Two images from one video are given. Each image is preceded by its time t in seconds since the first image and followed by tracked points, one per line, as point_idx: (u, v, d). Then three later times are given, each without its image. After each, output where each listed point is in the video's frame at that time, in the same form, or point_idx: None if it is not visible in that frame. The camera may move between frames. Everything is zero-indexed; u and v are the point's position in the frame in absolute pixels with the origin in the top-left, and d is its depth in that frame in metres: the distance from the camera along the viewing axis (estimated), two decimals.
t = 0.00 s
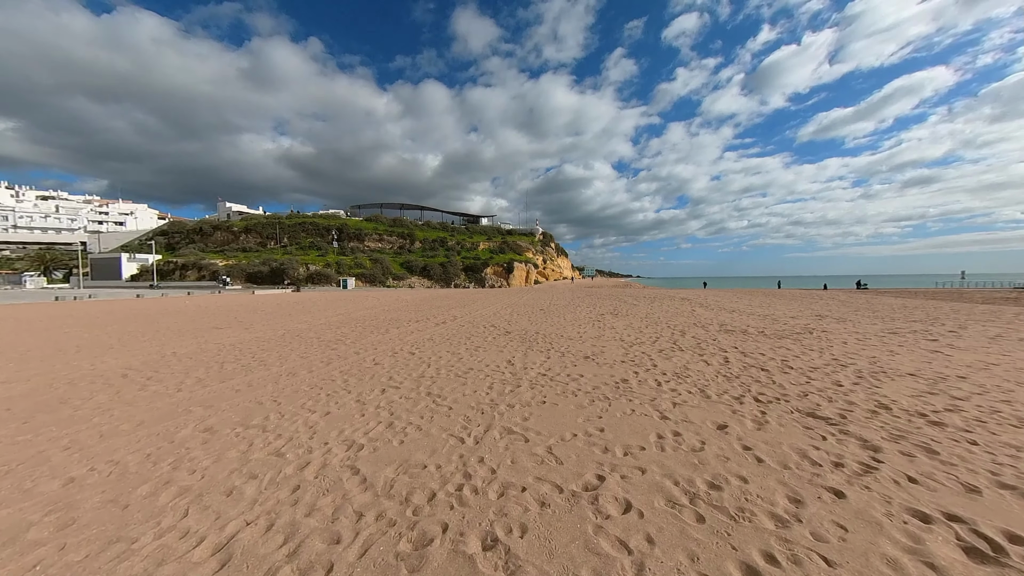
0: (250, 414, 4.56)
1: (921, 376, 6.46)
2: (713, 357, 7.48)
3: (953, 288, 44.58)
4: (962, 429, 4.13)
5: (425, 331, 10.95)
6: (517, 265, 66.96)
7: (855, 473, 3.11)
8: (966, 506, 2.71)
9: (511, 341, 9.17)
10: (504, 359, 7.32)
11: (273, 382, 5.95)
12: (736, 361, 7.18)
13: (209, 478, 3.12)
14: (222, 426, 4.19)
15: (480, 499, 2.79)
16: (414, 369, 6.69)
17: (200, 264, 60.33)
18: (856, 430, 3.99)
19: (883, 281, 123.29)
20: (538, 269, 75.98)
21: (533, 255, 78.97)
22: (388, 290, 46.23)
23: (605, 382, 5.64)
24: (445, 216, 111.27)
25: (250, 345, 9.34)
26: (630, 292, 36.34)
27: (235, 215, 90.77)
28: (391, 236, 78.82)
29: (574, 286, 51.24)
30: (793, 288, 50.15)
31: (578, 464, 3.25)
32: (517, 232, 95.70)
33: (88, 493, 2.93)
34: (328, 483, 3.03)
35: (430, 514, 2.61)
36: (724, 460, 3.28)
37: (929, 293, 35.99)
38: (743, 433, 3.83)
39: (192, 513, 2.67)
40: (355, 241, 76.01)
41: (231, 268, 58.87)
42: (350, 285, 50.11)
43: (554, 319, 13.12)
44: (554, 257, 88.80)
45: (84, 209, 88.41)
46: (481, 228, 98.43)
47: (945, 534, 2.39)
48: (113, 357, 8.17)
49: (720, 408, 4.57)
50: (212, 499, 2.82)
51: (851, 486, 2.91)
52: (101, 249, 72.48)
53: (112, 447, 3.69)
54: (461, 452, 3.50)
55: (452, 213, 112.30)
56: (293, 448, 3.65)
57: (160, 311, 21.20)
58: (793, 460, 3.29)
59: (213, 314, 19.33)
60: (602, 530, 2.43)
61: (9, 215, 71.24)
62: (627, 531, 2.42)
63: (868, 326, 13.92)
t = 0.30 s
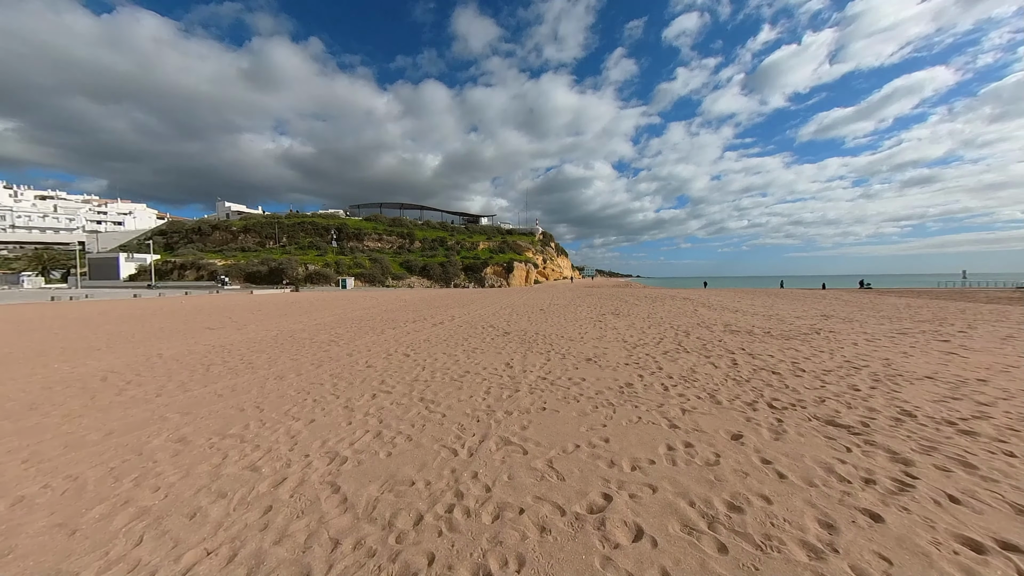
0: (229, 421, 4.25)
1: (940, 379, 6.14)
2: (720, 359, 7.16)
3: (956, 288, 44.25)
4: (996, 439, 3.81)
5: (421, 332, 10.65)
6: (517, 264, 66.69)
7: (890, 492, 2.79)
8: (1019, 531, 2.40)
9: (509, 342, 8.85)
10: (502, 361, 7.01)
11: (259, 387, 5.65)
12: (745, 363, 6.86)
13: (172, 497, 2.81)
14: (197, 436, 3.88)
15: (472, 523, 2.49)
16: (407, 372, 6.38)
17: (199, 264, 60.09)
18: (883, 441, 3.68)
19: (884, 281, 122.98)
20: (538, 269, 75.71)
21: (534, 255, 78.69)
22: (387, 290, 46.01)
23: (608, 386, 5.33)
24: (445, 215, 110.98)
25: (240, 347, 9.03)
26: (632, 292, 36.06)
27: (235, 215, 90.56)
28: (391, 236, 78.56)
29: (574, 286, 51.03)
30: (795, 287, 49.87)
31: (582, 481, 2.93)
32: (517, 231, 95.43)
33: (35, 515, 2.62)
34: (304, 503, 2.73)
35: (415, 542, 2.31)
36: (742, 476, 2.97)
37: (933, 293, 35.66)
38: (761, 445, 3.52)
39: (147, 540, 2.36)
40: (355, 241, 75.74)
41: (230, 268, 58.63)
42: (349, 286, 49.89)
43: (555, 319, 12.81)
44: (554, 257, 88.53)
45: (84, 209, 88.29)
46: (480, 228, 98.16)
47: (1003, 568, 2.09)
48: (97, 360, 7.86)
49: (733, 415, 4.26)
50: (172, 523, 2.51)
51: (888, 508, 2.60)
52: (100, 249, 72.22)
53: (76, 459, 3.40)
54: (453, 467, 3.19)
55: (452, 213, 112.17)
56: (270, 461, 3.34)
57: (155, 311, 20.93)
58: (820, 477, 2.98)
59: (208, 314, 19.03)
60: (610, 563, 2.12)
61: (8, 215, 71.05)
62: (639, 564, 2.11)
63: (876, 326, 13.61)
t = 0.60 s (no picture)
0: (197, 439, 3.89)
1: (964, 388, 5.77)
2: (729, 366, 6.80)
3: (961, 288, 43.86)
4: None
5: (417, 335, 10.29)
6: (517, 265, 66.34)
7: (939, 531, 2.43)
8: None
9: (507, 347, 8.49)
10: (499, 368, 6.64)
11: (238, 398, 5.28)
12: (755, 370, 6.49)
13: (112, 538, 2.44)
14: (159, 457, 3.52)
15: (458, 572, 2.14)
16: (398, 380, 6.02)
17: (197, 265, 59.75)
18: (918, 463, 3.31)
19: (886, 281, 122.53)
20: (538, 269, 75.41)
21: (534, 255, 78.37)
22: (386, 291, 45.70)
23: (612, 398, 4.96)
24: (444, 215, 110.60)
25: (227, 352, 8.67)
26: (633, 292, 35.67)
27: (233, 216, 90.21)
28: (390, 236, 78.20)
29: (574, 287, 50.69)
30: (797, 288, 49.47)
31: (585, 516, 2.58)
32: (517, 231, 95.07)
33: None
34: (264, 545, 2.37)
35: None
36: (767, 510, 2.62)
37: (938, 293, 35.25)
38: (784, 469, 3.15)
39: None
40: (354, 241, 75.41)
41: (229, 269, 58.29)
42: (348, 286, 49.59)
43: (555, 322, 12.45)
44: (554, 257, 88.22)
45: (82, 210, 88.01)
46: (480, 228, 97.82)
47: None
48: (74, 366, 7.49)
49: (749, 432, 3.90)
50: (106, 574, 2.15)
51: (941, 553, 2.24)
52: (98, 249, 71.92)
53: (17, 487, 3.04)
54: (440, 497, 2.84)
55: (452, 214, 112.03)
56: (234, 490, 2.99)
57: (148, 313, 20.57)
58: (856, 511, 2.62)
59: (202, 316, 18.69)
60: None
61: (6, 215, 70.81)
62: None
63: (885, 328, 13.23)
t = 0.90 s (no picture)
0: (157, 454, 3.55)
1: (988, 394, 5.41)
2: (735, 369, 6.44)
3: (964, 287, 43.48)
4: None
5: (409, 337, 9.94)
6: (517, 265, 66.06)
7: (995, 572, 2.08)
8: None
9: (502, 349, 8.18)
10: (493, 373, 6.29)
11: (211, 406, 4.93)
12: (764, 374, 6.14)
13: None
14: (110, 475, 3.19)
15: None
16: (385, 386, 5.68)
17: (195, 265, 59.51)
18: (956, 483, 2.96)
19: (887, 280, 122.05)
20: (538, 269, 75.12)
21: (534, 255, 78.08)
22: (385, 291, 45.48)
23: (612, 406, 4.61)
24: (444, 215, 110.17)
25: (211, 355, 8.31)
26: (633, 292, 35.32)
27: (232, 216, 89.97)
28: (389, 236, 77.92)
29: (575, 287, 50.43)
30: (800, 287, 49.12)
31: (581, 551, 2.24)
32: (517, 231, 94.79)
33: None
34: None
35: None
36: (791, 542, 2.27)
37: (942, 293, 34.84)
38: (806, 491, 2.81)
39: None
40: (353, 241, 75.12)
41: (227, 269, 58.04)
42: (347, 286, 49.35)
43: (553, 322, 12.11)
44: (554, 257, 87.94)
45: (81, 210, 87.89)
46: (480, 228, 97.54)
47: None
48: (49, 371, 7.16)
49: (762, 446, 3.55)
50: None
51: None
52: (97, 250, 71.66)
53: None
54: (416, 526, 2.50)
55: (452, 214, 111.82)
56: (185, 516, 2.65)
57: (142, 313, 20.29)
58: (894, 545, 2.27)
59: (195, 316, 18.35)
60: None
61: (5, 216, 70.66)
62: None
63: (893, 329, 12.89)
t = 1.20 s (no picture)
0: (102, 478, 3.19)
1: (1011, 405, 5.07)
2: (740, 377, 6.09)
3: (967, 288, 43.08)
4: None
5: (401, 341, 9.58)
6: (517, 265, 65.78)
7: None
8: None
9: (496, 355, 7.82)
10: (484, 381, 5.94)
11: (177, 419, 4.57)
12: (771, 383, 5.79)
13: None
14: (44, 504, 2.83)
15: None
16: (368, 395, 5.32)
17: (193, 266, 59.20)
18: (1000, 516, 2.60)
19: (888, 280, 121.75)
20: (538, 270, 74.91)
21: (533, 255, 77.83)
22: (383, 292, 45.21)
23: (610, 420, 4.26)
24: (443, 216, 110.17)
25: (190, 360, 7.93)
26: (633, 292, 34.90)
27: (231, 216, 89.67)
28: (388, 236, 77.63)
29: (574, 288, 50.16)
30: (801, 288, 48.77)
31: None
32: (517, 232, 94.53)
33: None
34: None
35: None
36: None
37: (945, 294, 34.52)
38: (831, 526, 2.46)
39: None
40: (352, 242, 74.82)
41: (225, 269, 57.72)
42: (345, 287, 49.03)
43: (551, 325, 11.76)
44: (554, 258, 87.72)
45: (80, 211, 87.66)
46: (479, 228, 97.29)
47: None
48: (17, 377, 6.79)
49: (776, 468, 3.20)
50: None
51: None
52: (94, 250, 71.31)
53: None
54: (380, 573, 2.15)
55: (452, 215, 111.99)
56: (113, 559, 2.29)
57: (133, 314, 19.93)
58: None
59: (185, 318, 17.96)
60: None
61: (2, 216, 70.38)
62: None
63: (899, 331, 12.56)
